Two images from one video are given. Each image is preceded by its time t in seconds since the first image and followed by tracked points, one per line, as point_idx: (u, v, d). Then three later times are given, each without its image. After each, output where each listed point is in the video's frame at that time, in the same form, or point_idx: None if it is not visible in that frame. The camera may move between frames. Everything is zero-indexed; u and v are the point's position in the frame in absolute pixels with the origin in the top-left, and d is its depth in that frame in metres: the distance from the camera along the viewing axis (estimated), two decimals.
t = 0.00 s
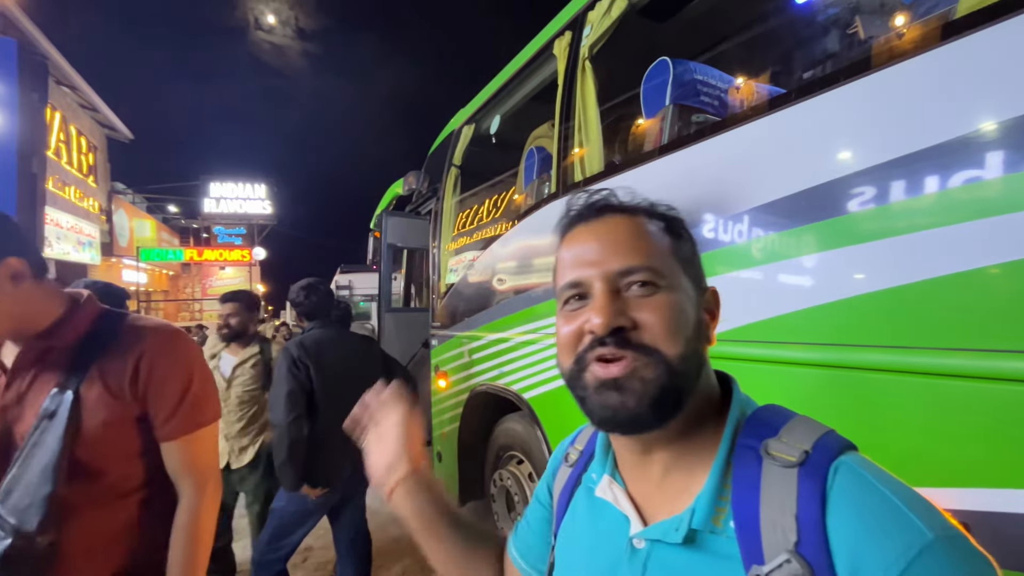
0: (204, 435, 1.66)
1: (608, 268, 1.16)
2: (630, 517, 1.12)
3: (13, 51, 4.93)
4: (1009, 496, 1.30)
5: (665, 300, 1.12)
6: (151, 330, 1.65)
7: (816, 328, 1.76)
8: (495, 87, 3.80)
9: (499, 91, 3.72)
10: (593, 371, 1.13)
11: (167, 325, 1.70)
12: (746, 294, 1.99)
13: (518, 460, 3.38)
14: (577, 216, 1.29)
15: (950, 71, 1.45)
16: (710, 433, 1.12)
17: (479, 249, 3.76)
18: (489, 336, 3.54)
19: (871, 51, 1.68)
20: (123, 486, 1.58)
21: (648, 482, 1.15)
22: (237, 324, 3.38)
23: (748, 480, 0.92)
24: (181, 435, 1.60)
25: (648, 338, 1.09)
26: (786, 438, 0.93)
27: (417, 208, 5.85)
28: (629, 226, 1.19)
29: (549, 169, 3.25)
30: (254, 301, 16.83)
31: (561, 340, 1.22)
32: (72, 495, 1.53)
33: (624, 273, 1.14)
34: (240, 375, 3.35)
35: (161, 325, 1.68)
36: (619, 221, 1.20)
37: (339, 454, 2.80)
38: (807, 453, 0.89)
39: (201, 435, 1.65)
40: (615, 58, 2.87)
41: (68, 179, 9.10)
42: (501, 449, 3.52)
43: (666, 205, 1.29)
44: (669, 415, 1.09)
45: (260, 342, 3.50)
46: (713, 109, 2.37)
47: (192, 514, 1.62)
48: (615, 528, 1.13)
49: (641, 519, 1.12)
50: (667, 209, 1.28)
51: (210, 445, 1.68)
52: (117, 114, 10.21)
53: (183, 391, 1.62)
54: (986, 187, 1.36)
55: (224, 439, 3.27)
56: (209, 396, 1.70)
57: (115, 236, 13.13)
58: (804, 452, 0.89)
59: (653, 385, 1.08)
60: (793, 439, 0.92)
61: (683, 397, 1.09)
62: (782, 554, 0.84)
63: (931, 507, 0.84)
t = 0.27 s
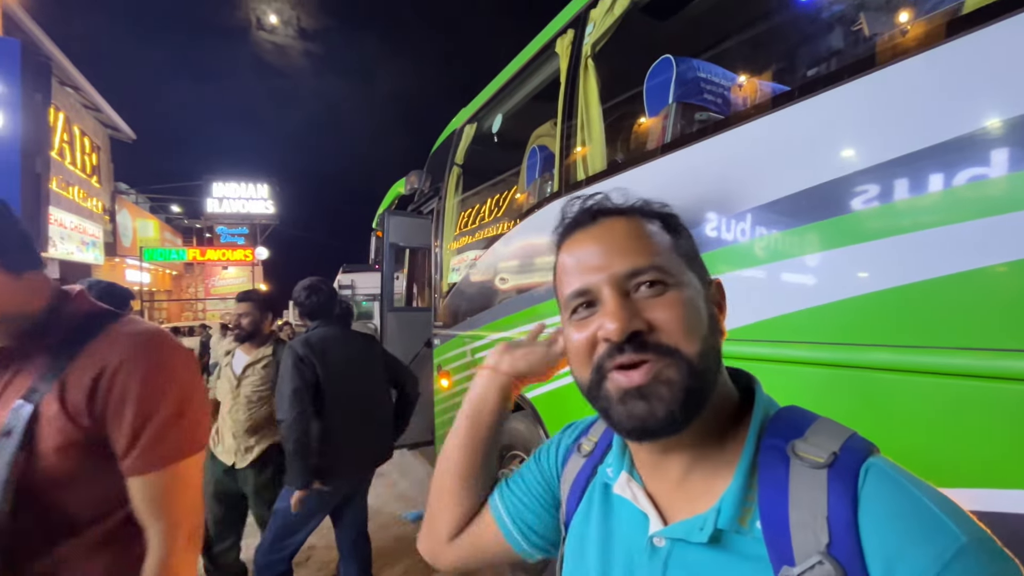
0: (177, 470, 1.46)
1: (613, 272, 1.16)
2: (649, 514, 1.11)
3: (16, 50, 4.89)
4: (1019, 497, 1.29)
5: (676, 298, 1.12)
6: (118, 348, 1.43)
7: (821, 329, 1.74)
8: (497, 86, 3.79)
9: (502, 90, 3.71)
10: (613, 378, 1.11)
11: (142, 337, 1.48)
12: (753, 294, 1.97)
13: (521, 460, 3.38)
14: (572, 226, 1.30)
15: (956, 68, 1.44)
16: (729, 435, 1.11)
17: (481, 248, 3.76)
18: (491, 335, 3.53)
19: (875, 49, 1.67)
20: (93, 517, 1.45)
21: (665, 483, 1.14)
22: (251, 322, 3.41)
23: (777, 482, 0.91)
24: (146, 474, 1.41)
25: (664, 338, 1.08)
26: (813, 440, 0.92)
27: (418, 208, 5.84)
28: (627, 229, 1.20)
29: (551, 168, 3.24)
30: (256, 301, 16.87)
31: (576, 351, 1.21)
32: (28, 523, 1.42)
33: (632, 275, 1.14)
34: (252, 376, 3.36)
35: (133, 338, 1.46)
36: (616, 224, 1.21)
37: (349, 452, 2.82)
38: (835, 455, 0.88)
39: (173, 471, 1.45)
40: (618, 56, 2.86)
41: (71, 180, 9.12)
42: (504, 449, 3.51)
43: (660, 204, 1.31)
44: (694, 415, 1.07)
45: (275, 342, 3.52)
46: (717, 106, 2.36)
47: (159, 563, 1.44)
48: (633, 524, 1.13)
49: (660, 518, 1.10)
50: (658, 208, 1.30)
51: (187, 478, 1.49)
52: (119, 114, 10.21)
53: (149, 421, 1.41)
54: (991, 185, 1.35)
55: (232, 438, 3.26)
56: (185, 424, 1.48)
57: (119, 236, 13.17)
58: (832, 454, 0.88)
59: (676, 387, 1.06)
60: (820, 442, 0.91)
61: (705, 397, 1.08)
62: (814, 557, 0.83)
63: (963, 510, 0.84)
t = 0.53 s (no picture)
0: (127, 504, 1.19)
1: (642, 260, 1.13)
2: (655, 513, 1.10)
3: (15, 50, 4.96)
4: None
5: (703, 294, 1.10)
6: (75, 352, 1.20)
7: (822, 327, 1.73)
8: (497, 83, 3.78)
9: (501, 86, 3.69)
10: (626, 367, 1.12)
11: (109, 340, 1.25)
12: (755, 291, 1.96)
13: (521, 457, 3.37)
14: (607, 207, 1.26)
15: (958, 64, 1.42)
16: (743, 433, 1.11)
17: (481, 246, 3.75)
18: (491, 333, 3.53)
19: (876, 44, 1.65)
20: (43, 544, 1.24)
21: (672, 482, 1.14)
22: (250, 319, 3.43)
23: (788, 483, 0.90)
24: (89, 510, 1.16)
25: (685, 334, 1.08)
26: (824, 440, 0.91)
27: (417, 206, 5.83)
28: (662, 217, 1.16)
29: (551, 165, 3.23)
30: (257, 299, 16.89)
31: (590, 335, 1.21)
32: None
33: (660, 265, 1.12)
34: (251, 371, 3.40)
35: (97, 342, 1.23)
36: (651, 211, 1.18)
37: (360, 451, 2.87)
38: (849, 456, 0.88)
39: (122, 510, 1.19)
40: (617, 52, 2.84)
41: (72, 178, 9.14)
42: (504, 447, 3.51)
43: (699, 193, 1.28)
44: (706, 412, 1.08)
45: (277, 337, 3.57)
46: (717, 102, 2.34)
47: None
48: (636, 523, 1.12)
49: (667, 519, 1.09)
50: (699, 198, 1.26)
51: (141, 519, 1.22)
52: (118, 113, 10.22)
53: (97, 445, 1.17)
54: (993, 180, 1.34)
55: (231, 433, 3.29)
56: (144, 454, 1.22)
57: (119, 235, 13.19)
58: (846, 456, 0.87)
59: (691, 383, 1.06)
60: (831, 443, 0.90)
61: (719, 395, 1.08)
62: (827, 560, 0.82)
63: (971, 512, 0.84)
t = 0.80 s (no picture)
0: (87, 532, 1.06)
1: (636, 257, 1.11)
2: (640, 515, 1.10)
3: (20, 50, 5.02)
4: None
5: (695, 296, 1.08)
6: (50, 354, 1.09)
7: (823, 326, 1.72)
8: (497, 81, 3.77)
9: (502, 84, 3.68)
10: (611, 364, 1.11)
11: (89, 343, 1.14)
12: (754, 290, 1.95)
13: (520, 457, 3.37)
14: (609, 200, 1.24)
15: (961, 61, 1.40)
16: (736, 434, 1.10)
17: (481, 245, 3.74)
18: (490, 333, 3.52)
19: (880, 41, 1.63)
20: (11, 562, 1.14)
21: (662, 484, 1.13)
22: (240, 318, 3.40)
23: (772, 487, 0.89)
24: (44, 535, 1.04)
25: (672, 336, 1.06)
26: (811, 442, 0.90)
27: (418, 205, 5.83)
28: (662, 215, 1.14)
29: (551, 163, 3.22)
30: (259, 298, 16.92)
31: (578, 329, 1.20)
32: None
33: (653, 264, 1.10)
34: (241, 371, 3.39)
35: (76, 343, 1.12)
36: (652, 208, 1.15)
37: (352, 449, 2.85)
38: (835, 459, 0.86)
39: (78, 539, 1.05)
40: (617, 50, 2.83)
41: (74, 177, 9.19)
42: (503, 447, 3.50)
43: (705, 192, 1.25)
44: (688, 417, 1.06)
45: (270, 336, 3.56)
46: (718, 100, 2.34)
47: None
48: (620, 523, 1.14)
49: (652, 521, 1.10)
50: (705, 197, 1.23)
51: (99, 550, 1.07)
52: (120, 112, 10.24)
53: (56, 460, 1.04)
54: (996, 179, 1.33)
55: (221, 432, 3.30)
56: (108, 474, 1.08)
57: (121, 234, 13.24)
58: (831, 458, 0.86)
59: (674, 386, 1.05)
60: (817, 444, 0.89)
61: (704, 400, 1.06)
62: (811, 567, 0.82)
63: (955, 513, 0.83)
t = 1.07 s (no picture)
0: (84, 542, 1.06)
1: (604, 269, 1.12)
2: (635, 514, 1.12)
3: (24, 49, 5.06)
4: None
5: (661, 306, 1.07)
6: (45, 360, 1.09)
7: (826, 326, 1.70)
8: (498, 80, 3.76)
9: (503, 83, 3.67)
10: (580, 373, 1.13)
11: (84, 349, 1.12)
12: (756, 288, 1.94)
13: (521, 456, 3.37)
14: (589, 209, 1.23)
15: (965, 56, 1.39)
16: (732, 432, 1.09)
17: (482, 244, 3.74)
18: (491, 332, 3.52)
19: (883, 36, 1.62)
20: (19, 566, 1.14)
21: (657, 483, 1.13)
22: (234, 318, 3.39)
23: (758, 489, 0.89)
24: (41, 545, 1.04)
25: (636, 347, 1.07)
26: (797, 445, 0.89)
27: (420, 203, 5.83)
28: (634, 225, 1.12)
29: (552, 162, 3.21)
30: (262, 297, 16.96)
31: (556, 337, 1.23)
32: None
33: (620, 276, 1.10)
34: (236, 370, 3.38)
35: (71, 349, 1.11)
36: (624, 218, 1.14)
37: (352, 448, 2.84)
38: (819, 461, 0.85)
39: (74, 549, 1.05)
40: (618, 48, 2.82)
41: (77, 176, 9.21)
42: (504, 446, 3.50)
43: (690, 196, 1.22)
44: (655, 425, 1.07)
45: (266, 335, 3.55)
46: (720, 97, 2.31)
47: None
48: (617, 522, 1.15)
49: (644, 519, 1.11)
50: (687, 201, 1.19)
51: (96, 560, 1.07)
52: (123, 112, 10.28)
53: (48, 471, 1.04)
54: (1001, 176, 1.31)
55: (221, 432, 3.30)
56: (99, 486, 1.07)
57: (125, 233, 13.27)
58: (815, 460, 0.85)
59: (637, 395, 1.06)
60: (803, 447, 0.88)
61: (671, 409, 1.06)
62: (787, 568, 0.82)
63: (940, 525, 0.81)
